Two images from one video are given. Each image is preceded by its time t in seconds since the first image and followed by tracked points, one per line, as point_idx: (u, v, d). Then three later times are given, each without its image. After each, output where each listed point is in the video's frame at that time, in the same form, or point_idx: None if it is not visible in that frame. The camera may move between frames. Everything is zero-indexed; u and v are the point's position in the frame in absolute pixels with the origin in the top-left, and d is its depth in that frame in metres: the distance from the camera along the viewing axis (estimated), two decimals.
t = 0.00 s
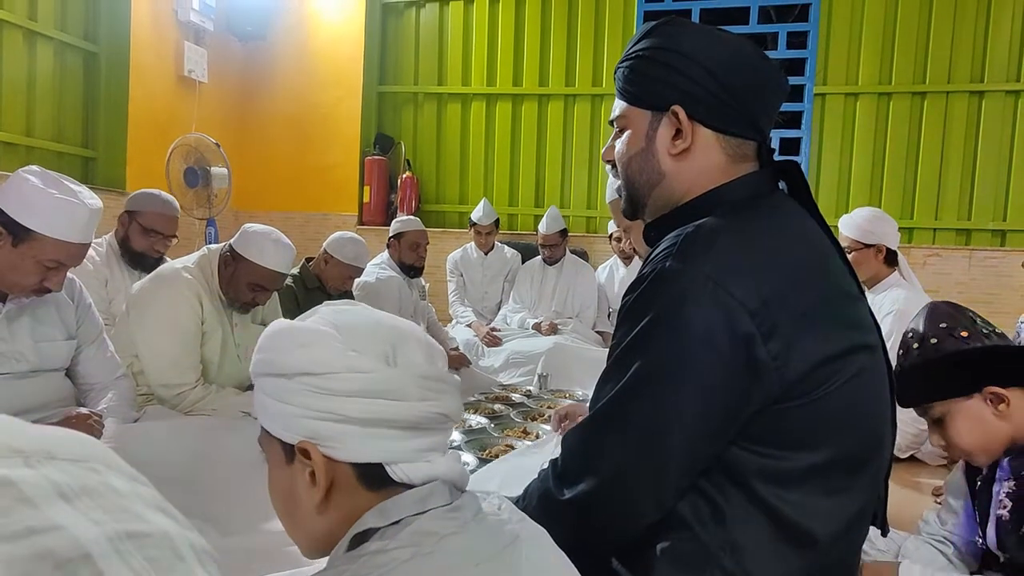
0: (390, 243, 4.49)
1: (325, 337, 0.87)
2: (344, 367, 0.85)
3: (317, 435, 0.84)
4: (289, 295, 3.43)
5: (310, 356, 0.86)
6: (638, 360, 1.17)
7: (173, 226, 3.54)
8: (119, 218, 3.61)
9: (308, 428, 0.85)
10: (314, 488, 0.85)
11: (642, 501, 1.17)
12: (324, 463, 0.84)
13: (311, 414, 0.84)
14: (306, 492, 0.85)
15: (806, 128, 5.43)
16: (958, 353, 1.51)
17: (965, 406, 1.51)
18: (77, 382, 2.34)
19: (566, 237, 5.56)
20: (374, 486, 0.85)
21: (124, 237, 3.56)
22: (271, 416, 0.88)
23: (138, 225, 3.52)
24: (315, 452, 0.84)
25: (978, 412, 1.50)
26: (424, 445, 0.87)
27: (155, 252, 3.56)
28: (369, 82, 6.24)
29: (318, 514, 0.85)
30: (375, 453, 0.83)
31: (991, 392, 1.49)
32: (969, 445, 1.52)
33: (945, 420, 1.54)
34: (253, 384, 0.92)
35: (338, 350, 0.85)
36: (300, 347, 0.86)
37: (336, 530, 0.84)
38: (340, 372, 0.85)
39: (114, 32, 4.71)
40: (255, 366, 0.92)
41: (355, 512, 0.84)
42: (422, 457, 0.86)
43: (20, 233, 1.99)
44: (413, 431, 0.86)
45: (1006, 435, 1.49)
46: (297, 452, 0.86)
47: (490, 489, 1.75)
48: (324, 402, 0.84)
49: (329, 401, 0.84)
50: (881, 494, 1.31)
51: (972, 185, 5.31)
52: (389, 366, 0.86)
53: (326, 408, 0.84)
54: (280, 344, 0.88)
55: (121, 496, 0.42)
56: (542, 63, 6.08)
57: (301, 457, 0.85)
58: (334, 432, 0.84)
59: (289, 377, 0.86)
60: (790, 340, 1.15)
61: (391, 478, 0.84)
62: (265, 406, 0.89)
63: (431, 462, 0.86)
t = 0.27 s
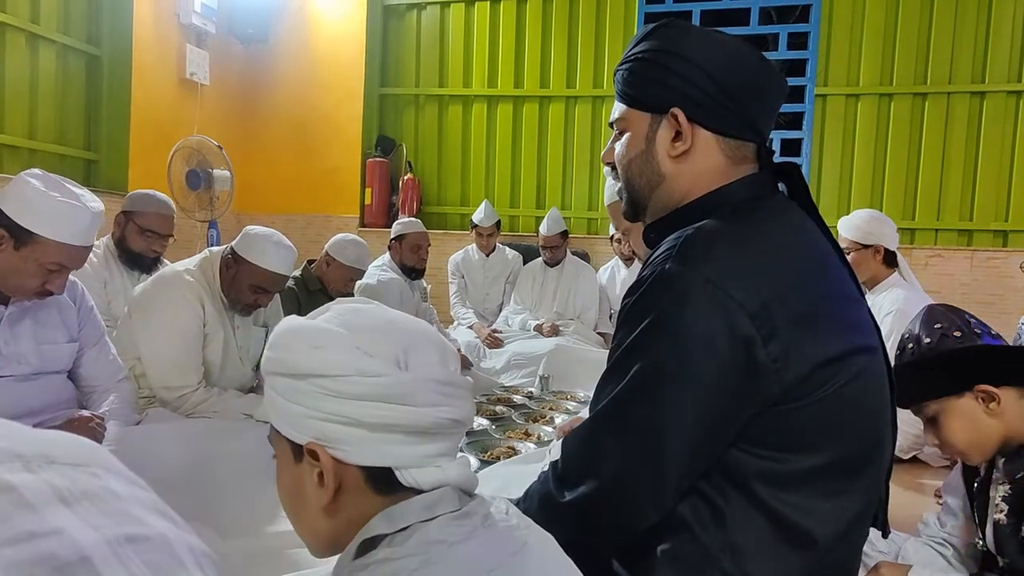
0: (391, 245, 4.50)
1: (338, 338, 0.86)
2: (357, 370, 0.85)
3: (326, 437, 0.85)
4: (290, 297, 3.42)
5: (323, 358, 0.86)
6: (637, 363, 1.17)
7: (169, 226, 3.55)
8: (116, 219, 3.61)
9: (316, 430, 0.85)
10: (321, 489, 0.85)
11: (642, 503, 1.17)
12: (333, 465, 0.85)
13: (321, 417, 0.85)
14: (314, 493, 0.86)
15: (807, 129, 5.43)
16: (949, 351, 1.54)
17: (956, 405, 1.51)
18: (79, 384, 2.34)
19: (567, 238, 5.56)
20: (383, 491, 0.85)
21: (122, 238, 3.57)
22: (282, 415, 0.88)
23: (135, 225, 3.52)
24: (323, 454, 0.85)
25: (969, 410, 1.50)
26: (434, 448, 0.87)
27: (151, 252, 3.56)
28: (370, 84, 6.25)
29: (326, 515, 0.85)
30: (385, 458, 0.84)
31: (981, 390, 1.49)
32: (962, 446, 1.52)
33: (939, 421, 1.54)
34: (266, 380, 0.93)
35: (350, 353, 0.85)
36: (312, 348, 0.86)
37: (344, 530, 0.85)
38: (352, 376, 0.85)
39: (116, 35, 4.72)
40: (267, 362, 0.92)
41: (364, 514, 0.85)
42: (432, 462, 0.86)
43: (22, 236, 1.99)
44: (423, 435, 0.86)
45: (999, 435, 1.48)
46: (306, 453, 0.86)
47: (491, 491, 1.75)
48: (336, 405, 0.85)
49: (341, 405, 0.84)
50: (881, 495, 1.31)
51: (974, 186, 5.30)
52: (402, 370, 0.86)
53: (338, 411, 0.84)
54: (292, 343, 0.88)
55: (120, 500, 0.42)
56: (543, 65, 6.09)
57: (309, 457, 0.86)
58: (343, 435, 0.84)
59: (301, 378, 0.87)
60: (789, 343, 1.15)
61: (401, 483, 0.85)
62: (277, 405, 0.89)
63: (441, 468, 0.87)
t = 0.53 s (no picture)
0: (393, 247, 4.50)
1: (349, 337, 0.86)
2: (369, 370, 0.85)
3: (338, 439, 0.85)
4: (293, 298, 3.43)
5: (334, 358, 0.86)
6: (639, 364, 1.17)
7: (168, 225, 3.57)
8: (113, 219, 3.62)
9: (328, 431, 0.85)
10: (334, 491, 0.86)
11: (642, 504, 1.17)
12: (346, 467, 0.85)
13: (332, 417, 0.85)
14: (325, 495, 0.86)
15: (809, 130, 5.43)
16: (948, 351, 1.53)
17: (955, 404, 1.51)
18: (83, 386, 2.34)
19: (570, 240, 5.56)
20: (396, 492, 0.86)
21: (119, 239, 3.58)
22: (291, 415, 0.88)
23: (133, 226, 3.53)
24: (336, 456, 0.85)
25: (969, 410, 1.50)
26: (446, 449, 0.87)
27: (150, 251, 3.57)
28: (372, 86, 6.25)
29: (338, 517, 0.86)
30: (398, 459, 0.84)
31: (980, 389, 1.49)
32: (962, 446, 1.52)
33: (939, 421, 1.54)
34: (273, 379, 0.93)
35: (362, 353, 0.85)
36: (323, 348, 0.86)
37: (356, 532, 0.86)
38: (364, 376, 0.85)
39: (119, 37, 4.73)
40: (275, 362, 0.92)
41: (376, 516, 0.86)
42: (445, 463, 0.87)
43: (26, 238, 2.00)
44: (434, 436, 0.86)
45: (1000, 433, 1.49)
46: (318, 454, 0.87)
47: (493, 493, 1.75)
48: (348, 406, 0.85)
49: (355, 406, 0.85)
50: (883, 496, 1.31)
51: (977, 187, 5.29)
52: (415, 370, 0.86)
53: (350, 412, 0.85)
54: (302, 343, 0.88)
55: (124, 500, 0.42)
56: (545, 66, 6.09)
57: (322, 459, 0.86)
58: (355, 437, 0.84)
59: (312, 378, 0.87)
60: (790, 344, 1.15)
61: (414, 483, 0.86)
62: (286, 405, 0.89)
63: (455, 469, 0.87)
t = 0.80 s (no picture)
0: (396, 248, 4.51)
1: (358, 338, 0.87)
2: (378, 371, 0.85)
3: (343, 440, 0.85)
4: (294, 300, 3.44)
5: (342, 358, 0.86)
6: (641, 365, 1.17)
7: (171, 226, 3.55)
8: (117, 221, 3.62)
9: (333, 431, 0.85)
10: (338, 490, 0.86)
11: (645, 505, 1.17)
12: (350, 467, 0.85)
13: (337, 417, 0.85)
14: (328, 495, 0.87)
15: (811, 132, 5.43)
16: (947, 352, 1.54)
17: (956, 404, 1.52)
18: (85, 386, 2.35)
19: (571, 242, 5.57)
20: (399, 493, 0.86)
21: (123, 240, 3.58)
22: (295, 415, 0.89)
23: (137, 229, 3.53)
24: (340, 456, 0.85)
25: (969, 410, 1.50)
26: (450, 450, 0.87)
27: (152, 252, 3.56)
28: (374, 88, 6.26)
29: (340, 517, 0.86)
30: (403, 460, 0.84)
31: (981, 389, 1.50)
32: (964, 447, 1.52)
33: (941, 423, 1.54)
34: (278, 379, 0.93)
35: (370, 353, 0.86)
36: (331, 349, 0.87)
37: (357, 533, 0.86)
38: (372, 377, 0.85)
39: (122, 39, 4.74)
40: (280, 361, 0.92)
41: (379, 517, 0.86)
42: (449, 464, 0.87)
43: (28, 238, 2.01)
44: (439, 437, 0.86)
45: (1001, 433, 1.49)
46: (322, 454, 0.87)
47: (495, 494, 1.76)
48: (355, 407, 0.85)
49: (361, 406, 0.85)
50: (885, 499, 1.31)
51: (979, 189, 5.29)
52: (421, 372, 0.86)
53: (355, 412, 0.85)
54: (308, 344, 0.88)
55: (128, 498, 0.43)
56: (546, 68, 6.09)
57: (325, 459, 0.86)
58: (360, 437, 0.85)
59: (316, 377, 0.87)
60: (792, 346, 1.15)
61: (418, 485, 0.86)
62: (291, 405, 0.89)
63: (459, 469, 0.87)
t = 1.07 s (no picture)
0: (397, 250, 4.52)
1: (342, 339, 0.87)
2: (362, 371, 0.86)
3: (332, 441, 0.85)
4: (295, 301, 3.46)
5: (328, 360, 0.86)
6: (643, 366, 1.17)
7: (179, 231, 3.55)
8: (126, 224, 3.63)
9: (321, 433, 0.85)
10: (328, 492, 0.86)
11: (646, 506, 1.18)
12: (339, 467, 0.85)
13: (326, 419, 0.85)
14: (320, 498, 0.87)
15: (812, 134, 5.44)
16: (954, 353, 1.54)
17: (960, 406, 1.52)
18: (88, 386, 2.35)
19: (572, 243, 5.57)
20: (390, 492, 0.86)
21: (131, 244, 3.59)
22: (286, 419, 0.89)
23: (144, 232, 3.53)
24: (330, 457, 0.85)
25: (973, 411, 1.51)
26: (439, 448, 0.88)
27: (160, 256, 3.58)
28: (376, 90, 6.28)
29: (333, 519, 0.86)
30: (392, 458, 0.84)
31: (985, 391, 1.50)
32: (967, 448, 1.52)
33: (945, 423, 1.54)
34: (268, 386, 0.93)
35: (354, 354, 0.86)
36: (317, 351, 0.87)
37: (350, 534, 0.86)
38: (357, 377, 0.85)
39: (124, 40, 4.75)
40: (269, 367, 0.92)
41: (370, 517, 0.86)
42: (438, 462, 0.87)
43: (31, 239, 2.01)
44: (427, 435, 0.87)
45: (1003, 435, 1.49)
46: (312, 456, 0.87)
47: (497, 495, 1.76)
48: (341, 407, 0.85)
49: (348, 407, 0.85)
50: (886, 501, 1.31)
51: (981, 191, 5.29)
52: (407, 371, 0.87)
53: (344, 413, 0.85)
54: (296, 348, 0.89)
55: (135, 495, 0.43)
56: (548, 70, 6.10)
57: (316, 461, 0.87)
58: (349, 437, 0.85)
59: (305, 380, 0.87)
60: (793, 347, 1.15)
61: (407, 483, 0.86)
62: (280, 409, 0.89)
63: (448, 467, 0.88)
